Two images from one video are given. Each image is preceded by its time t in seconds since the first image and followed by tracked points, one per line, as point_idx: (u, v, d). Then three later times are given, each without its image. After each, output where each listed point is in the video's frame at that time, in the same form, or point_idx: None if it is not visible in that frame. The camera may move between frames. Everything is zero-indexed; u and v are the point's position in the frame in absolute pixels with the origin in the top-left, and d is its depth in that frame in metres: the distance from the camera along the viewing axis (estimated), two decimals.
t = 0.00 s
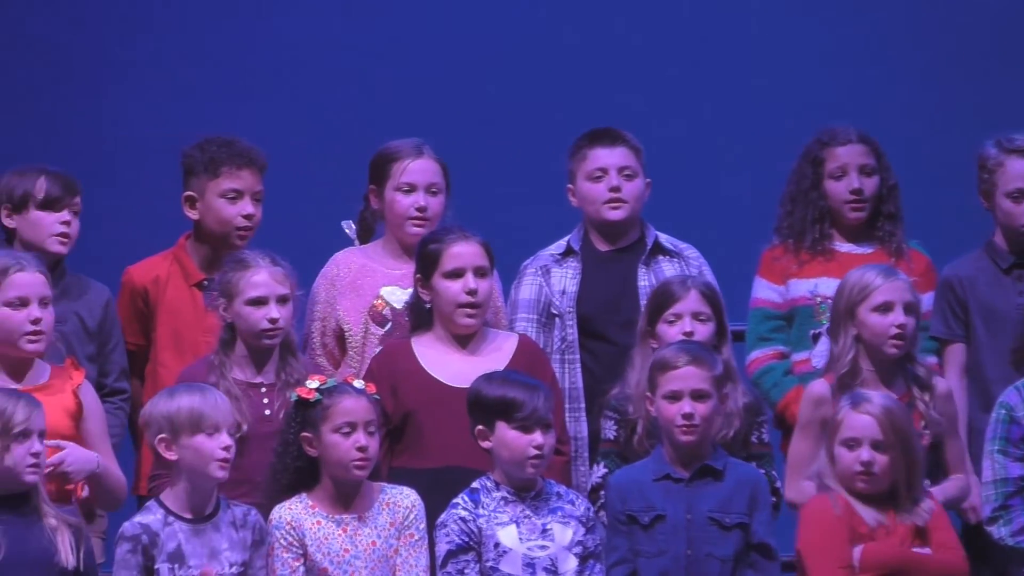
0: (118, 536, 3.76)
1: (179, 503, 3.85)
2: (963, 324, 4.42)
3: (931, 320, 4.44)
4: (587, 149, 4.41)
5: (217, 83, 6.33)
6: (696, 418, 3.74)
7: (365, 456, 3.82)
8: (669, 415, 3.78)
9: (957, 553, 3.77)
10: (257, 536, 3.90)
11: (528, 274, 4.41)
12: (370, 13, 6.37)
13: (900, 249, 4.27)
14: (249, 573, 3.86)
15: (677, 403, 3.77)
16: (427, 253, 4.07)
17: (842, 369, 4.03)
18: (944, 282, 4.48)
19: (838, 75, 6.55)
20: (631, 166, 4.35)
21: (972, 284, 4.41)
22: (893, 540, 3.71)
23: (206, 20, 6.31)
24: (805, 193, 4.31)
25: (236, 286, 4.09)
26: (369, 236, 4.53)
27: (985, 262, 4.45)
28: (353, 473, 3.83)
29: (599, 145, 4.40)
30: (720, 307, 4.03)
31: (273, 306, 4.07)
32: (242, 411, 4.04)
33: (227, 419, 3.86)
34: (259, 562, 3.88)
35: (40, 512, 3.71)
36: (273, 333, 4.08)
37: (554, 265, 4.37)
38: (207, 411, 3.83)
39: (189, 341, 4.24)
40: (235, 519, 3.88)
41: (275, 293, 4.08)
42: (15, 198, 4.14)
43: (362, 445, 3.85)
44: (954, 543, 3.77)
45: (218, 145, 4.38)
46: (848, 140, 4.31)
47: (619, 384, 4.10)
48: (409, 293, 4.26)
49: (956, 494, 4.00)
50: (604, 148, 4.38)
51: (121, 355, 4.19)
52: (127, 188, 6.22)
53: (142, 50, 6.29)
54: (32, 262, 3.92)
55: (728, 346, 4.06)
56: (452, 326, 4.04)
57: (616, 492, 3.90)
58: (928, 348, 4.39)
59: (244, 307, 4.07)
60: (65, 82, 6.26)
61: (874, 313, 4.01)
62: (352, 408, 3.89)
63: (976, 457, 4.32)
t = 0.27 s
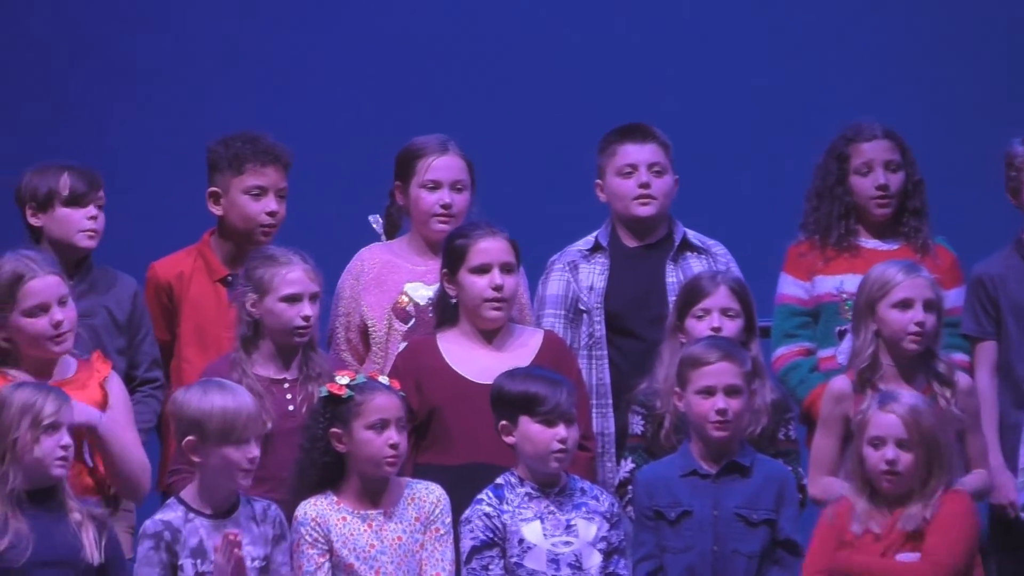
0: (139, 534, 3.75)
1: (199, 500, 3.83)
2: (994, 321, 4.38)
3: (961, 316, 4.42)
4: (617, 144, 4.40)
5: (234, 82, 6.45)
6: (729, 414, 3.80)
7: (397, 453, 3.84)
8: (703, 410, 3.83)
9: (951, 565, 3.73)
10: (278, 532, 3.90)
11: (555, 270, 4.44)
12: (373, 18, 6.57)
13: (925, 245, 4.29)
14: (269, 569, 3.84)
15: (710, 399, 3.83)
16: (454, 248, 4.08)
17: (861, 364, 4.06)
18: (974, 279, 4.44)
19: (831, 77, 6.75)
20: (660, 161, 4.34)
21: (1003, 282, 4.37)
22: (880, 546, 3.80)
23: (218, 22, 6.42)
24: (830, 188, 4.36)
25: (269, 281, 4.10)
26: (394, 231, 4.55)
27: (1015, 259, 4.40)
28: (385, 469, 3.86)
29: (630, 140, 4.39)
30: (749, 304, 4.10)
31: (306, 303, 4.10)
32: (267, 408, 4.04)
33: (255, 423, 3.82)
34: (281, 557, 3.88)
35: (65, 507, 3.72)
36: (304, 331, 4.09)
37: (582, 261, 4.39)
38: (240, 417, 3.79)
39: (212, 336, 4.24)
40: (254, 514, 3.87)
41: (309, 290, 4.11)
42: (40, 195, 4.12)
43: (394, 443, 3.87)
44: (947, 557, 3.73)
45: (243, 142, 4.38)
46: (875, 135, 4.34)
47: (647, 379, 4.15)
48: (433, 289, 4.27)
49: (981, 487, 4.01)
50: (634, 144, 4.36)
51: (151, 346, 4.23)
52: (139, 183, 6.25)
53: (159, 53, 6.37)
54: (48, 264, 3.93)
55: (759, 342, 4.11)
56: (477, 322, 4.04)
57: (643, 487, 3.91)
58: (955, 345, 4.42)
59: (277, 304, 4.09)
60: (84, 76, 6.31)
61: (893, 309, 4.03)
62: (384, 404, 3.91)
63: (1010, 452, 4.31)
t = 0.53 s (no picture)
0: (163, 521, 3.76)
1: (218, 488, 3.82)
2: (1019, 312, 4.37)
3: (987, 308, 4.41)
4: (644, 136, 4.43)
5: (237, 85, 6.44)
6: (756, 406, 3.83)
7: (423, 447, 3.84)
8: (729, 403, 3.86)
9: (920, 554, 3.56)
10: (297, 516, 3.89)
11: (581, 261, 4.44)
12: (368, 19, 6.53)
13: (948, 236, 4.35)
14: (291, 556, 3.85)
15: (737, 390, 3.86)
16: (476, 241, 4.08)
17: (882, 355, 4.06)
18: (1000, 269, 4.42)
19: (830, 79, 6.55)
20: (689, 154, 4.37)
21: None
22: (870, 530, 3.69)
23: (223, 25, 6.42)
24: (853, 181, 4.42)
25: (293, 275, 4.10)
26: (416, 223, 4.57)
27: None
28: (409, 463, 3.85)
29: (657, 133, 4.41)
30: (771, 296, 4.09)
31: (331, 298, 4.10)
32: (291, 401, 4.05)
33: (276, 415, 3.82)
34: (301, 547, 3.86)
35: (84, 495, 3.70)
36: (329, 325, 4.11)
37: (608, 253, 4.39)
38: (261, 408, 3.77)
39: (235, 329, 4.24)
40: (273, 500, 3.86)
41: (333, 285, 4.11)
42: (57, 190, 4.11)
43: (421, 436, 3.87)
44: (916, 546, 3.56)
45: (266, 135, 4.37)
46: (898, 127, 4.41)
47: (670, 371, 4.18)
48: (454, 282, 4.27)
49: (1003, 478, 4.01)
50: (661, 136, 4.39)
51: (173, 339, 4.23)
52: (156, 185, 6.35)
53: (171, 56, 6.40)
54: (54, 260, 3.96)
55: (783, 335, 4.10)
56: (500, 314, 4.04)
57: (668, 479, 3.94)
58: (977, 337, 4.40)
59: (302, 297, 4.09)
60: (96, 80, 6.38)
61: (915, 301, 4.04)
62: (411, 397, 3.91)
63: None
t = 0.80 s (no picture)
0: (187, 513, 3.72)
1: (245, 480, 3.81)
2: None
3: (1009, 300, 4.41)
4: (671, 127, 4.47)
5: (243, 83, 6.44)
6: (780, 397, 3.84)
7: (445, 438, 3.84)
8: (753, 394, 3.87)
9: (1008, 561, 3.65)
10: (322, 511, 3.88)
11: (604, 252, 4.43)
12: (368, 19, 6.56)
13: (971, 228, 4.38)
14: (314, 550, 3.82)
15: (761, 381, 3.86)
16: (498, 232, 4.08)
17: (902, 348, 4.05)
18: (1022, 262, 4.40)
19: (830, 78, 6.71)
20: (714, 145, 4.42)
21: None
22: (936, 539, 3.66)
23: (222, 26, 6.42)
24: (876, 172, 4.45)
25: (314, 266, 4.09)
26: (438, 216, 4.59)
27: None
28: (431, 454, 3.86)
29: (683, 124, 4.45)
30: (793, 287, 4.09)
31: (350, 288, 4.09)
32: (314, 391, 4.04)
33: (299, 403, 3.82)
34: (325, 538, 3.86)
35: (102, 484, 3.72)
36: (348, 315, 4.10)
37: (633, 244, 4.40)
38: (283, 395, 3.79)
39: (256, 321, 4.24)
40: (299, 493, 3.87)
41: (353, 275, 4.10)
42: (78, 182, 4.11)
43: (441, 427, 3.86)
44: (1005, 552, 3.65)
45: (287, 128, 4.36)
46: (921, 119, 4.45)
47: (693, 363, 4.18)
48: (474, 275, 4.27)
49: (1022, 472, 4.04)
50: (687, 127, 4.43)
51: (194, 332, 4.24)
52: (168, 183, 6.36)
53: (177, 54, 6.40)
54: (60, 255, 3.95)
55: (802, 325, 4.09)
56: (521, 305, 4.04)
57: (691, 471, 3.96)
58: (1001, 327, 4.35)
59: (321, 288, 4.08)
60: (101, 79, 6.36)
61: (935, 294, 4.03)
62: (432, 388, 3.91)
63: None
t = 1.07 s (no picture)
0: (213, 503, 3.77)
1: (271, 472, 3.83)
2: None
3: None
4: (693, 119, 4.48)
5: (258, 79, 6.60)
6: (802, 388, 3.84)
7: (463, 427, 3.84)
8: (775, 385, 3.88)
9: None
10: (349, 503, 3.88)
11: (626, 244, 4.44)
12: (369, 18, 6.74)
13: (993, 220, 4.39)
14: (341, 541, 3.82)
15: (783, 373, 3.87)
16: (522, 223, 4.08)
17: (921, 340, 4.07)
18: None
19: (831, 78, 6.84)
20: (735, 137, 4.42)
21: None
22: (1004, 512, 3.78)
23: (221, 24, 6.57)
24: (898, 163, 4.46)
25: (332, 257, 4.08)
26: (458, 205, 4.59)
27: None
28: (450, 444, 3.85)
29: (705, 116, 4.47)
30: (814, 278, 4.12)
31: (367, 279, 4.07)
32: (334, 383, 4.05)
33: (327, 394, 3.82)
34: (353, 532, 3.86)
35: (124, 481, 3.69)
36: (366, 306, 4.09)
37: (655, 236, 4.41)
38: (310, 387, 3.79)
39: (276, 313, 4.23)
40: (326, 486, 3.86)
41: (369, 266, 4.08)
42: (101, 174, 4.13)
43: (459, 417, 3.87)
44: None
45: (307, 121, 4.35)
46: (943, 111, 4.45)
47: (714, 356, 4.19)
48: (496, 266, 4.27)
49: None
50: (709, 119, 4.45)
51: (216, 324, 4.24)
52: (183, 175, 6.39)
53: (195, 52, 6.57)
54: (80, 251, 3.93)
55: (822, 317, 4.10)
56: (543, 297, 4.05)
57: (713, 463, 3.98)
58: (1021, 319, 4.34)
59: (339, 279, 4.08)
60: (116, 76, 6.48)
61: (951, 287, 4.04)
62: (448, 378, 3.91)
63: None
